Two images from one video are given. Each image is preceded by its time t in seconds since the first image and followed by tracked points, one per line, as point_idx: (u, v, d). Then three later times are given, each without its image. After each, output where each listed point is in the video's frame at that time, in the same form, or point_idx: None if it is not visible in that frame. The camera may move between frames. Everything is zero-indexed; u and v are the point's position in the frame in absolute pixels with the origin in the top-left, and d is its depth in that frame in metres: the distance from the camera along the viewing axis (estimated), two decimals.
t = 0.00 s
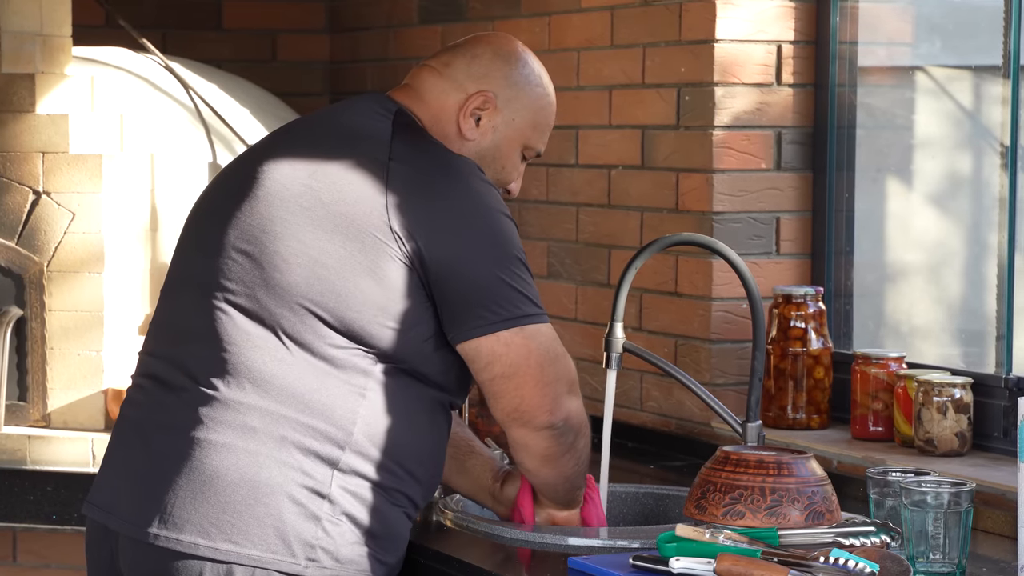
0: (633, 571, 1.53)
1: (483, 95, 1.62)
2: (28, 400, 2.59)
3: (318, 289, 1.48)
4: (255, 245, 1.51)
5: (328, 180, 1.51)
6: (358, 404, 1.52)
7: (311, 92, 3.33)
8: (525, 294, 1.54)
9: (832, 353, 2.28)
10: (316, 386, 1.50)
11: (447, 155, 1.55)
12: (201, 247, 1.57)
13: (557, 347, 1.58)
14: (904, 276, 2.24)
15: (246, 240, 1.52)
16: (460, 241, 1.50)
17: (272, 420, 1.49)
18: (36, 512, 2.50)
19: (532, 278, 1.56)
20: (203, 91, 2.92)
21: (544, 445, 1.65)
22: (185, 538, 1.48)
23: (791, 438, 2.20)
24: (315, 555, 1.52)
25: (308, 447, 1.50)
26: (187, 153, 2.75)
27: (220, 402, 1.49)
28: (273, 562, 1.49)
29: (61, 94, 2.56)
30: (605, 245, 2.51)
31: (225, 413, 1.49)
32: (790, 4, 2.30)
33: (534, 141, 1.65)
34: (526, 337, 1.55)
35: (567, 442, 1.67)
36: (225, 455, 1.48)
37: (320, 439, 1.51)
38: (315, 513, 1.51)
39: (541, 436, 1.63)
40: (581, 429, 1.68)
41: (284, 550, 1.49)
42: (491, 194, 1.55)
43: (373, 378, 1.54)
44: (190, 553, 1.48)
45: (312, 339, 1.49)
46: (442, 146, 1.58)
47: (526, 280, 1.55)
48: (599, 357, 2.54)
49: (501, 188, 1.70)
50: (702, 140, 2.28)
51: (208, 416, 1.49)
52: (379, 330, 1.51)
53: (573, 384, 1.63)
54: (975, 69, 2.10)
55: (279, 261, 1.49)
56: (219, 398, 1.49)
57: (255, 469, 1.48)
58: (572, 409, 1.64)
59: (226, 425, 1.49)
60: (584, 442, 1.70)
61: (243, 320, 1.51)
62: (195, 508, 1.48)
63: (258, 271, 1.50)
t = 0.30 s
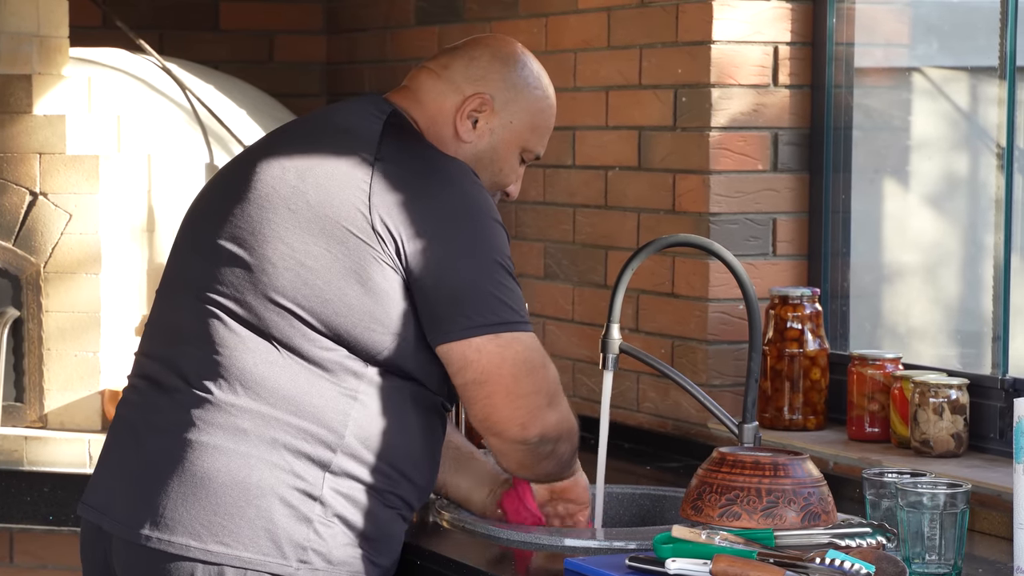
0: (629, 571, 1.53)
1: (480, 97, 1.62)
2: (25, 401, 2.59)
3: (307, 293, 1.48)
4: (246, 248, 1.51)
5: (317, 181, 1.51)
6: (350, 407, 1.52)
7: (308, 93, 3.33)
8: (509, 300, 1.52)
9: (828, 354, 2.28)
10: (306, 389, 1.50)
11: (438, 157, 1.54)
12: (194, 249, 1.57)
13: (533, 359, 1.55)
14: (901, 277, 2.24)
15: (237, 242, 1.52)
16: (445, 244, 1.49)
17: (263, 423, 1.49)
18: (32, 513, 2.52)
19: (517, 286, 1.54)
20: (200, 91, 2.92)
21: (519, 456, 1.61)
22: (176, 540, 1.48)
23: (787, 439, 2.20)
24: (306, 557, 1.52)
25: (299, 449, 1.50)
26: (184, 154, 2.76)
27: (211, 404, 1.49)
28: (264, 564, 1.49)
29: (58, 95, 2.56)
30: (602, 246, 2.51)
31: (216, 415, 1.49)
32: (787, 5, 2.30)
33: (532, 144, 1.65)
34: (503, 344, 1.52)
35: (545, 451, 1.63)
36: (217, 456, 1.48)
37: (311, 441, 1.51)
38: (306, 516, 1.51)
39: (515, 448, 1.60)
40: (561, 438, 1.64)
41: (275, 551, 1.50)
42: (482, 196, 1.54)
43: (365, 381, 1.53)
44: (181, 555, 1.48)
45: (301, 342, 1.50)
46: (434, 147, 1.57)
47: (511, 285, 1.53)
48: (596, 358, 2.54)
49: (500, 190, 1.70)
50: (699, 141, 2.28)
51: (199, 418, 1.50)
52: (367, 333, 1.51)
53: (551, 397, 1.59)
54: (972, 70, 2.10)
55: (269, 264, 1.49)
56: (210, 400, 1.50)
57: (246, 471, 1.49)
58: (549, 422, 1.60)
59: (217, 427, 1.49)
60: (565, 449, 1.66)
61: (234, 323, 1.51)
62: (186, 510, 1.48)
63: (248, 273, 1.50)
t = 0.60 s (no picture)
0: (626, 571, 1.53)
1: (475, 98, 1.62)
2: (22, 401, 2.59)
3: (301, 294, 1.49)
4: (240, 249, 1.51)
5: (312, 181, 1.51)
6: (344, 407, 1.53)
7: (306, 93, 3.33)
8: (503, 301, 1.52)
9: (825, 354, 2.29)
10: (301, 389, 1.50)
11: (432, 158, 1.55)
12: (188, 250, 1.57)
13: (527, 361, 1.54)
14: (898, 277, 2.24)
15: (231, 243, 1.52)
16: (439, 245, 1.50)
17: (257, 423, 1.49)
18: (30, 513, 2.52)
19: (512, 289, 1.54)
20: (197, 91, 2.92)
21: (509, 458, 1.60)
22: (171, 541, 1.48)
23: (784, 439, 2.20)
24: (301, 557, 1.52)
25: (294, 450, 1.50)
26: (181, 154, 2.76)
27: (205, 405, 1.49)
28: (259, 564, 1.49)
29: (55, 94, 2.56)
30: (599, 246, 2.51)
31: (210, 416, 1.49)
32: (784, 5, 2.31)
33: (526, 144, 1.66)
34: (496, 344, 1.51)
35: (534, 453, 1.62)
36: (211, 457, 1.48)
37: (306, 442, 1.51)
38: (301, 516, 1.51)
39: (506, 451, 1.59)
40: (552, 438, 1.62)
41: (270, 552, 1.50)
42: (475, 197, 1.54)
43: (360, 381, 1.53)
44: (175, 556, 1.48)
45: (295, 342, 1.50)
46: (429, 149, 1.58)
47: (505, 287, 1.53)
48: (593, 358, 2.54)
49: (493, 190, 1.70)
50: (696, 141, 2.28)
51: (193, 419, 1.50)
52: (361, 334, 1.51)
53: (544, 400, 1.58)
54: (968, 70, 2.10)
55: (263, 264, 1.49)
56: (204, 400, 1.50)
57: (240, 472, 1.49)
58: (541, 424, 1.59)
59: (211, 428, 1.49)
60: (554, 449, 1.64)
61: (228, 323, 1.51)
62: (181, 511, 1.48)
63: (243, 273, 1.50)
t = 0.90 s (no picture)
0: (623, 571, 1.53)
1: (470, 98, 1.62)
2: (19, 400, 2.59)
3: (300, 293, 1.49)
4: (238, 249, 1.51)
5: (311, 181, 1.51)
6: (342, 407, 1.52)
7: (304, 92, 3.33)
8: (494, 310, 1.52)
9: (822, 353, 2.29)
10: (299, 389, 1.50)
11: (430, 159, 1.55)
12: (185, 250, 1.57)
13: (512, 371, 1.54)
14: (896, 277, 2.24)
15: (228, 243, 1.52)
16: (438, 246, 1.50)
17: (255, 423, 1.49)
18: (27, 513, 2.52)
19: (505, 297, 1.55)
20: (195, 91, 2.92)
21: (485, 468, 1.59)
22: (169, 541, 1.48)
23: (781, 438, 2.20)
24: (300, 558, 1.52)
25: (291, 450, 1.50)
26: (178, 154, 2.76)
27: (203, 405, 1.49)
28: (257, 565, 1.49)
29: (52, 93, 2.57)
30: (597, 245, 2.52)
31: (208, 416, 1.49)
32: (781, 5, 2.31)
33: (521, 143, 1.66)
34: (484, 353, 1.52)
35: (510, 469, 1.61)
36: (209, 458, 1.48)
37: (304, 441, 1.51)
38: (299, 516, 1.51)
39: (482, 460, 1.58)
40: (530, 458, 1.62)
41: (268, 552, 1.50)
42: (473, 198, 1.55)
43: (358, 380, 1.53)
44: (173, 556, 1.48)
45: (294, 341, 1.50)
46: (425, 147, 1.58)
47: (498, 296, 1.53)
48: (590, 358, 2.55)
49: (488, 189, 1.70)
50: (693, 140, 2.29)
51: (191, 419, 1.50)
52: (360, 334, 1.51)
53: (524, 414, 1.58)
54: (966, 70, 2.10)
55: (261, 264, 1.49)
56: (202, 400, 1.50)
57: (238, 472, 1.49)
58: (519, 438, 1.58)
59: (209, 428, 1.49)
60: (534, 471, 1.64)
61: (226, 323, 1.51)
62: (179, 512, 1.48)
63: (241, 273, 1.50)
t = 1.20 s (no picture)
0: (619, 570, 1.53)
1: (464, 95, 1.62)
2: (16, 400, 2.59)
3: (293, 292, 1.48)
4: (232, 248, 1.51)
5: (303, 177, 1.51)
6: (337, 406, 1.52)
7: (301, 92, 3.33)
8: (481, 305, 1.51)
9: (819, 353, 2.29)
10: (294, 388, 1.50)
11: (424, 155, 1.54)
12: (180, 250, 1.57)
13: (497, 366, 1.53)
14: (893, 277, 2.24)
15: (222, 242, 1.52)
16: (430, 240, 1.50)
17: (251, 423, 1.49)
18: (24, 512, 2.52)
19: (494, 291, 1.54)
20: (192, 91, 2.92)
21: (475, 461, 1.58)
22: (165, 541, 1.48)
23: (778, 438, 2.20)
24: (295, 557, 1.52)
25: (287, 449, 1.50)
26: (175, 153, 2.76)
27: (199, 405, 1.49)
28: (252, 564, 1.49)
29: (49, 93, 2.57)
30: (594, 245, 2.52)
31: (202, 416, 1.49)
32: (778, 4, 2.31)
33: (515, 140, 1.66)
34: (470, 347, 1.51)
35: (502, 460, 1.60)
36: (204, 457, 1.48)
37: (299, 441, 1.51)
38: (295, 515, 1.51)
39: (471, 453, 1.57)
40: (524, 449, 1.61)
41: (264, 552, 1.50)
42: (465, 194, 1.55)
43: (353, 378, 1.53)
44: (169, 556, 1.48)
45: (288, 340, 1.49)
46: (419, 143, 1.58)
47: (487, 290, 1.53)
48: (587, 357, 2.55)
49: (483, 185, 1.70)
50: (690, 140, 2.29)
51: (186, 419, 1.50)
52: (352, 331, 1.50)
53: (512, 407, 1.57)
54: (963, 70, 2.10)
55: (255, 263, 1.49)
56: (197, 400, 1.50)
57: (234, 472, 1.49)
58: (507, 430, 1.57)
59: (204, 428, 1.49)
60: (529, 460, 1.63)
61: (219, 322, 1.51)
62: (174, 512, 1.48)
63: (234, 271, 1.50)
